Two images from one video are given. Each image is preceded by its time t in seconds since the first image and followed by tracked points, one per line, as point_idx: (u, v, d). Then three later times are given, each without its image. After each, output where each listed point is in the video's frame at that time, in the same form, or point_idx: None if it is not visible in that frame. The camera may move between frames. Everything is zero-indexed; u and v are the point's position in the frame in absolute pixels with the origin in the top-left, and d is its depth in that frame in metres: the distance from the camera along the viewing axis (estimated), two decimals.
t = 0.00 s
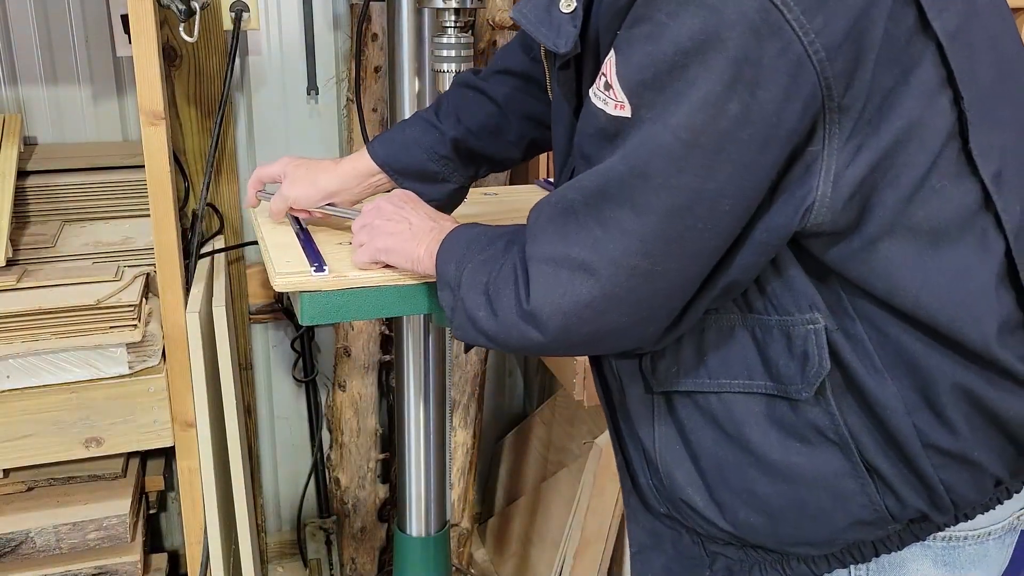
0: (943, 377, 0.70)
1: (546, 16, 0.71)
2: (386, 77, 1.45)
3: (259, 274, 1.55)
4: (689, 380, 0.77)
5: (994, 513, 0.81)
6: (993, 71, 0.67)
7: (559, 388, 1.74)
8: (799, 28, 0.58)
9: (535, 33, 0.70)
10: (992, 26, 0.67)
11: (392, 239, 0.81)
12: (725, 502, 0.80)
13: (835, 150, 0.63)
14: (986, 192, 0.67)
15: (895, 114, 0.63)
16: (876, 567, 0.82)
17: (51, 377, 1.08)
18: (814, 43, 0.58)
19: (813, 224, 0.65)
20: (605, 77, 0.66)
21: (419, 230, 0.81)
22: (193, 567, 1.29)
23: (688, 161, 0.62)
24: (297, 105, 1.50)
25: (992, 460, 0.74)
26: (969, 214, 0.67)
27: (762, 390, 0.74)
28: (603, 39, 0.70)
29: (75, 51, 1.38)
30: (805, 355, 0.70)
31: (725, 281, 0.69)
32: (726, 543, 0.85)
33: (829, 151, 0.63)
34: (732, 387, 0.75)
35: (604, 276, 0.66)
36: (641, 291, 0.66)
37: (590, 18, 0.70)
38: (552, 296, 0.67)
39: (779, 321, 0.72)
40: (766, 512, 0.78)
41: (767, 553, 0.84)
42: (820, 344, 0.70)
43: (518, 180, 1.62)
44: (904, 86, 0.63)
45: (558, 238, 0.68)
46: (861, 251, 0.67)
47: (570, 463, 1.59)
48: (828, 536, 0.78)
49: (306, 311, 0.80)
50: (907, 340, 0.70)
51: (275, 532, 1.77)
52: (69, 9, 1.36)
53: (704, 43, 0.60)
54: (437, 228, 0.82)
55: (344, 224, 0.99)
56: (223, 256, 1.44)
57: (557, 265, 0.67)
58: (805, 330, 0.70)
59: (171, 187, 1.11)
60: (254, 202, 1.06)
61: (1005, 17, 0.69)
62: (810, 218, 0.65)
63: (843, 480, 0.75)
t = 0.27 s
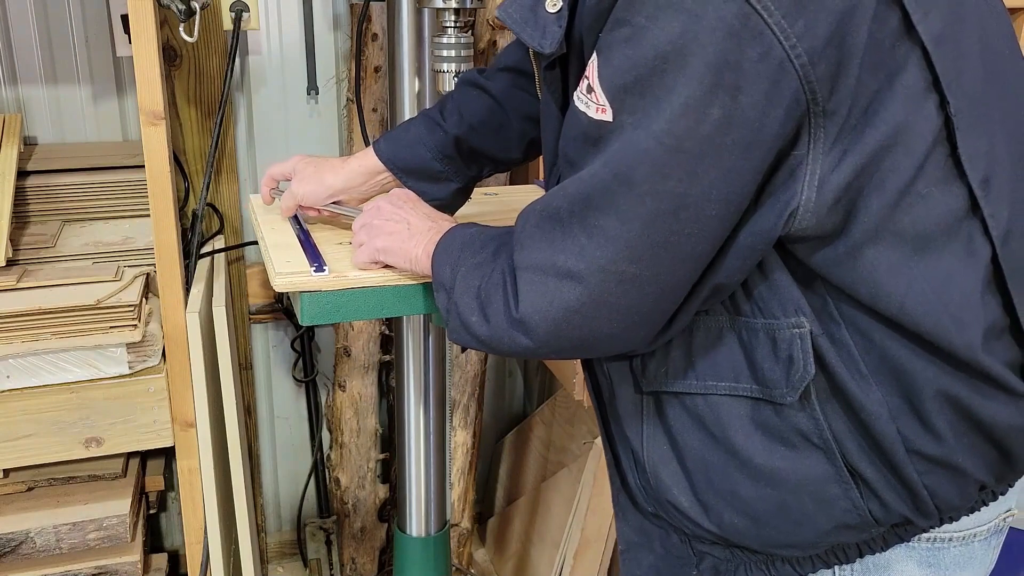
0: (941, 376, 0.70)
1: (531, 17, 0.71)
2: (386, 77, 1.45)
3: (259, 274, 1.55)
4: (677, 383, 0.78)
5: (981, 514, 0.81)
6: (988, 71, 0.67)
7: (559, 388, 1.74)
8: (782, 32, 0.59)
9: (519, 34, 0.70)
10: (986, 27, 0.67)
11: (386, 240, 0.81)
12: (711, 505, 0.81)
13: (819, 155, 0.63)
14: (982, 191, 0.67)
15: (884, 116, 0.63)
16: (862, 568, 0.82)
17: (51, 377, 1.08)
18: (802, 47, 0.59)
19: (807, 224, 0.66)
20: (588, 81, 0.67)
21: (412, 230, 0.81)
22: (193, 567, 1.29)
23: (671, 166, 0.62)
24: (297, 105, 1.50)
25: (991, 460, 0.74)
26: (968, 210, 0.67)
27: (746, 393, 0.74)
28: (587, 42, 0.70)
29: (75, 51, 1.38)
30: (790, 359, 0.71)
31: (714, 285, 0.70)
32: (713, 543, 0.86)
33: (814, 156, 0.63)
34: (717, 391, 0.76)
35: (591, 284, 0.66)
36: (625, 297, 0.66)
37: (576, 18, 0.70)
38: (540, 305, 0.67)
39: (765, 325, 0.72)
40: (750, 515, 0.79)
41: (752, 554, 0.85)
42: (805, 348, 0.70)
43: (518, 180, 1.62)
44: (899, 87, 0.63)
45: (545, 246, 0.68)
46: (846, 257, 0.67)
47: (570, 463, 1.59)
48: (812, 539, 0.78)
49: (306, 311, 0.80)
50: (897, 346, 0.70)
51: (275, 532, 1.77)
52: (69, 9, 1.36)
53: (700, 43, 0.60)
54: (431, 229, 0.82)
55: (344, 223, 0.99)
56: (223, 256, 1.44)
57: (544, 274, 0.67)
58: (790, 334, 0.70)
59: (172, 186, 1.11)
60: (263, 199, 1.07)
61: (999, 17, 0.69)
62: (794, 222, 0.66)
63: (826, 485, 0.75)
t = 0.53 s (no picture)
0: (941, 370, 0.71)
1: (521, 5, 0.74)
2: (386, 77, 1.45)
3: (259, 274, 1.55)
4: (664, 380, 0.80)
5: (970, 515, 0.81)
6: (984, 71, 0.67)
7: (558, 388, 1.74)
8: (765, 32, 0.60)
9: (508, 22, 0.74)
10: (981, 27, 0.68)
11: (387, 236, 0.82)
12: (704, 499, 0.84)
13: (801, 155, 0.64)
14: (978, 190, 0.68)
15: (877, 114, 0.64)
16: (853, 568, 0.84)
17: (51, 377, 1.08)
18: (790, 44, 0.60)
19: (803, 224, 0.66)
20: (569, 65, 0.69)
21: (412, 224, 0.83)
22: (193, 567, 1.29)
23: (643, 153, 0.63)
24: (297, 105, 1.50)
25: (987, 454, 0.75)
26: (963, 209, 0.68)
27: (735, 390, 0.77)
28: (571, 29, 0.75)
29: (75, 51, 1.38)
30: (779, 357, 0.73)
31: (693, 283, 0.71)
32: (705, 538, 0.89)
33: (795, 156, 0.64)
34: (706, 388, 0.78)
35: (557, 264, 0.67)
36: (594, 278, 0.67)
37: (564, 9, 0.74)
38: (505, 283, 0.68)
39: (752, 324, 0.74)
40: (743, 511, 0.82)
41: (745, 551, 0.88)
42: (794, 345, 0.72)
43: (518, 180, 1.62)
44: (892, 83, 0.65)
45: (516, 227, 0.69)
46: (829, 258, 0.69)
47: (569, 463, 1.59)
48: (803, 534, 0.81)
49: (306, 311, 0.80)
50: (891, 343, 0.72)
51: (275, 532, 1.77)
52: (69, 9, 1.36)
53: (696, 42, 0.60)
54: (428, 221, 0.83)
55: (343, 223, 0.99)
56: (223, 256, 1.44)
57: (512, 253, 0.68)
58: (778, 332, 0.72)
59: (171, 186, 1.11)
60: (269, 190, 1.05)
61: (995, 17, 0.70)
62: (777, 224, 0.66)
63: (820, 477, 0.77)
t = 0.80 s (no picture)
0: (924, 388, 0.69)
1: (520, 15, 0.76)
2: (386, 77, 1.45)
3: (259, 274, 1.55)
4: (659, 382, 0.81)
5: (964, 529, 0.80)
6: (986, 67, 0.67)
7: (558, 388, 1.75)
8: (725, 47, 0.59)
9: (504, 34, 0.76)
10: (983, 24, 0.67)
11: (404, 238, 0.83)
12: (692, 502, 0.84)
13: (771, 170, 0.63)
14: (970, 198, 0.65)
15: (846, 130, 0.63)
16: (839, 570, 0.83)
17: (51, 378, 1.08)
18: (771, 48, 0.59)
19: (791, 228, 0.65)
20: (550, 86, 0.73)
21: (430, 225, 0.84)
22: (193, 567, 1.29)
23: (628, 173, 0.62)
24: (297, 105, 1.50)
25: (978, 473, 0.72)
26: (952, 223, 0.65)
27: (721, 396, 0.77)
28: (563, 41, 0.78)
29: (76, 51, 1.38)
30: (758, 365, 0.73)
31: (689, 291, 0.70)
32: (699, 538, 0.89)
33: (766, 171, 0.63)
34: (696, 392, 0.78)
35: (567, 290, 0.67)
36: (590, 298, 0.67)
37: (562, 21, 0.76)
38: (518, 309, 0.69)
39: (736, 330, 0.74)
40: (727, 513, 0.82)
41: (735, 551, 0.87)
42: (772, 354, 0.72)
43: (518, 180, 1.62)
44: (872, 95, 0.63)
45: (524, 251, 0.69)
46: (805, 270, 0.68)
47: (569, 463, 1.59)
48: (784, 537, 0.80)
49: (306, 311, 0.80)
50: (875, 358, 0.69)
51: (275, 532, 1.77)
52: (69, 9, 1.36)
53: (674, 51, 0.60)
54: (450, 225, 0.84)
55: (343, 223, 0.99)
56: (223, 256, 1.44)
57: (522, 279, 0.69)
58: (758, 340, 0.72)
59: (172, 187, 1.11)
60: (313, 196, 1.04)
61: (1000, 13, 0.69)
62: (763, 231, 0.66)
63: (794, 488, 0.77)
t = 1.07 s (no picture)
0: (960, 364, 0.65)
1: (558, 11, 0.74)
2: (386, 77, 1.45)
3: (259, 274, 1.55)
4: (694, 368, 0.75)
5: (1002, 517, 0.77)
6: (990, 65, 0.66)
7: (558, 388, 1.75)
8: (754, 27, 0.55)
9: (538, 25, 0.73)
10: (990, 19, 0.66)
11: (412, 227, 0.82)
12: (729, 489, 0.78)
13: (805, 152, 0.60)
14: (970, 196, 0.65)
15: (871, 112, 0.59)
16: (874, 557, 0.80)
17: (51, 378, 1.08)
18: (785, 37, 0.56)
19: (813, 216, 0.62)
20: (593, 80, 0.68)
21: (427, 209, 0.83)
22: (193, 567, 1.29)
23: (671, 165, 0.58)
24: (297, 105, 1.50)
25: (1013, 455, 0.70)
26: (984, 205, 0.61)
27: (757, 380, 0.72)
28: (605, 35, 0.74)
29: (76, 51, 1.38)
30: (794, 344, 0.69)
31: (722, 275, 0.66)
32: (733, 528, 0.82)
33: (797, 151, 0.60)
34: (733, 376, 0.73)
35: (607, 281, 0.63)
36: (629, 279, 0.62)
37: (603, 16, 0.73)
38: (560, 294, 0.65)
39: (772, 313, 0.70)
40: (763, 496, 0.76)
41: (771, 539, 0.81)
42: (808, 334, 0.68)
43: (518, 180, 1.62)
44: (902, 77, 0.59)
45: (564, 237, 0.65)
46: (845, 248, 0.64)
47: (570, 463, 1.59)
48: (824, 520, 0.75)
49: (306, 311, 0.80)
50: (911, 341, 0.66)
51: (275, 532, 1.77)
52: (69, 9, 1.36)
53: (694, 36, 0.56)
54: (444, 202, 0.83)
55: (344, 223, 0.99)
56: (223, 256, 1.44)
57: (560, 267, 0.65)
58: (794, 321, 0.69)
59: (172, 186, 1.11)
60: (304, 208, 1.00)
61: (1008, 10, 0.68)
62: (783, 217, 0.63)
63: (834, 469, 0.72)
